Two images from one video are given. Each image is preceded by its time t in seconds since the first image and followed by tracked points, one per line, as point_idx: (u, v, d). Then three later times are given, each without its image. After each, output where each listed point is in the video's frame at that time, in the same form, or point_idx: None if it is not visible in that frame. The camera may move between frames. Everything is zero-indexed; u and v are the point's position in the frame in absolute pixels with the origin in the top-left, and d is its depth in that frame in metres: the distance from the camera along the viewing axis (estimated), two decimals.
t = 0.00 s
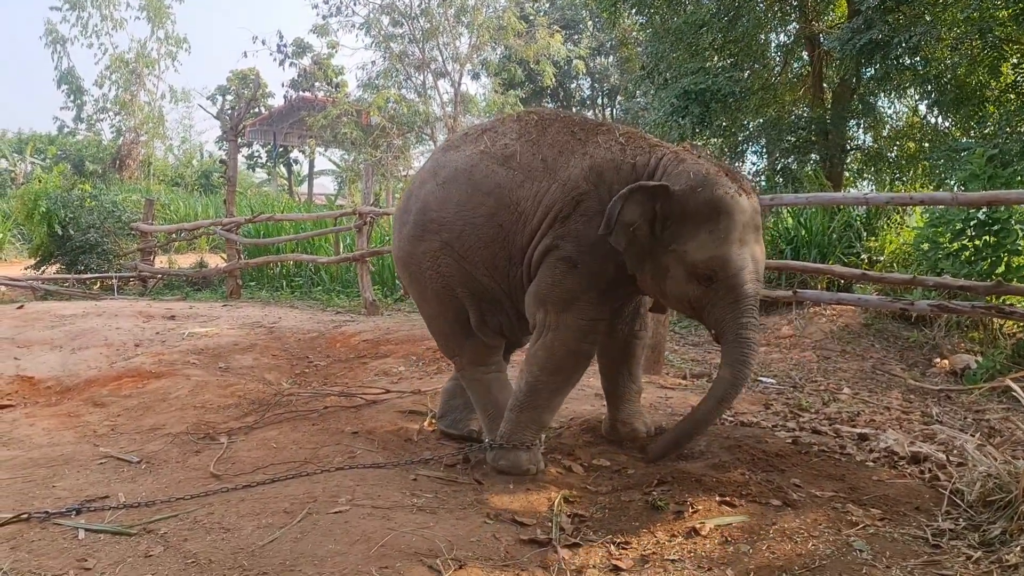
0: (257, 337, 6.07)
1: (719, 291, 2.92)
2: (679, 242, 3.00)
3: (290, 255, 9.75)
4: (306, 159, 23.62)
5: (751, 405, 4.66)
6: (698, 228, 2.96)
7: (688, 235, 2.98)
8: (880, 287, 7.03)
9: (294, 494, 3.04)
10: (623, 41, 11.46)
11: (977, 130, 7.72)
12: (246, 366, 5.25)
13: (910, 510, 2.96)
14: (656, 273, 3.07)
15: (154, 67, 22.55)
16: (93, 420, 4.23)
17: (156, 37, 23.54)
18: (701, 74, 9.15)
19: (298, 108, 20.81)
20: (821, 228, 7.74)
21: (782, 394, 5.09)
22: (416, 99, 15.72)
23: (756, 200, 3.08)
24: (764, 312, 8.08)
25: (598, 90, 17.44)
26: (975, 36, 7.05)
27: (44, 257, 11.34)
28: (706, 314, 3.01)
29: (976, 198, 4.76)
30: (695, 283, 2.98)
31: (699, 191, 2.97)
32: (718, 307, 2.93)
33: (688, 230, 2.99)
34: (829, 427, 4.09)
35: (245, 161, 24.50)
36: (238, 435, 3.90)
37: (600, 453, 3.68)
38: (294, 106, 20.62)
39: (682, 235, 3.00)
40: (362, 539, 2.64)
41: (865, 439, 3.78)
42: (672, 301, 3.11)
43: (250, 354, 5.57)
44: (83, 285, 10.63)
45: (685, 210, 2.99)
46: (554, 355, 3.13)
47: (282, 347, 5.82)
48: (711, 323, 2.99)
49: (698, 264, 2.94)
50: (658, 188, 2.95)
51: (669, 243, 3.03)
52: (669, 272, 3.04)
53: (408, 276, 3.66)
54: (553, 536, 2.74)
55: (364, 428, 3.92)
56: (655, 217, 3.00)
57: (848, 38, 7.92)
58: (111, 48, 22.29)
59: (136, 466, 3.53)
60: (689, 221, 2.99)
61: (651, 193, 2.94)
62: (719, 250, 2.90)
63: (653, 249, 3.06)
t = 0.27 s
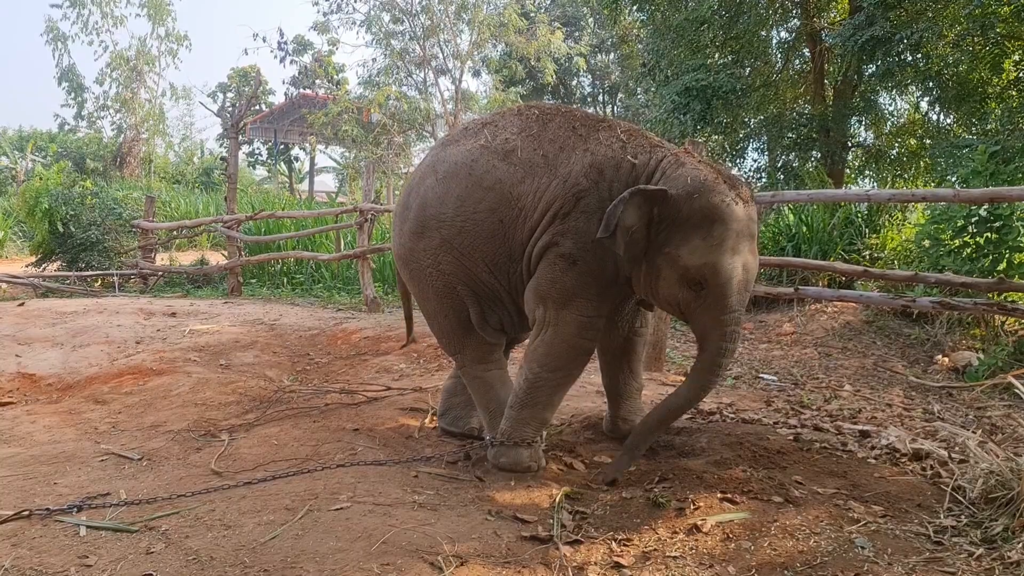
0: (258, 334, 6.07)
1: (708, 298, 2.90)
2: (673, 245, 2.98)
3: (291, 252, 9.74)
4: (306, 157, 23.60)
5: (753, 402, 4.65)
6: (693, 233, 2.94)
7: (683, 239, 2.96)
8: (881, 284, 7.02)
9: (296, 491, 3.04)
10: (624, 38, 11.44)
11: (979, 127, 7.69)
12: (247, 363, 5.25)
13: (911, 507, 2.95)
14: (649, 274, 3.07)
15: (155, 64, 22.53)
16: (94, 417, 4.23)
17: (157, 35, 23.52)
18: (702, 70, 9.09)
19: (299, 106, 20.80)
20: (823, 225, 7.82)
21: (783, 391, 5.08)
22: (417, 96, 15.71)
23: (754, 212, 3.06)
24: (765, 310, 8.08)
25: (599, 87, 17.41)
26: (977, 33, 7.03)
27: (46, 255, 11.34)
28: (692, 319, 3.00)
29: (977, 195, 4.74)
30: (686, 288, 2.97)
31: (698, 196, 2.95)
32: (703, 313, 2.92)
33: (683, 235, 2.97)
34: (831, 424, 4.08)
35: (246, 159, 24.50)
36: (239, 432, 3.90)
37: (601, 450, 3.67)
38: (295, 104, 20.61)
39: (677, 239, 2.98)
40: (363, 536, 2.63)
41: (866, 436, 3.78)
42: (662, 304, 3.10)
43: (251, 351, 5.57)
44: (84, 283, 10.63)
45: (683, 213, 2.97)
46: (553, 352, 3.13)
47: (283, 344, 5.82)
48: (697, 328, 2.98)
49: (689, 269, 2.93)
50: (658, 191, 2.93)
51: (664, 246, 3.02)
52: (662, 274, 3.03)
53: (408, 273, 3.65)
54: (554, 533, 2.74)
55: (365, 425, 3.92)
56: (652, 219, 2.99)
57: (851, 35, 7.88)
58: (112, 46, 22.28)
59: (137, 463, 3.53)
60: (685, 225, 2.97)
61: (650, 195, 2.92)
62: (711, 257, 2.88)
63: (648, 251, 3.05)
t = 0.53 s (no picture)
0: (259, 332, 6.07)
1: (719, 296, 2.95)
2: (681, 245, 2.99)
3: (291, 250, 9.74)
4: (307, 155, 23.60)
5: (753, 399, 4.65)
6: (701, 233, 2.96)
7: (691, 238, 2.97)
8: (882, 282, 7.02)
9: (296, 489, 3.04)
10: (624, 36, 11.43)
11: (980, 124, 7.66)
12: (248, 360, 5.25)
13: (912, 504, 2.95)
14: (657, 274, 3.07)
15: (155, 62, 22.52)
16: (95, 415, 4.23)
17: (157, 32, 23.50)
18: (702, 68, 9.11)
19: (299, 103, 20.78)
20: (823, 222, 7.79)
21: (784, 389, 5.09)
22: (418, 94, 15.69)
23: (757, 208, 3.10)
24: (765, 307, 8.07)
25: (600, 85, 17.38)
26: (978, 30, 7.02)
27: (47, 253, 11.35)
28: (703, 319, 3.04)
29: (977, 192, 4.74)
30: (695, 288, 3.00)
31: (704, 196, 2.97)
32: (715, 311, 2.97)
33: (691, 234, 2.98)
34: (831, 422, 4.08)
35: (247, 157, 24.50)
36: (239, 429, 3.90)
37: (602, 447, 3.68)
38: (296, 102, 20.59)
39: (685, 239, 2.99)
40: (364, 533, 2.64)
41: (867, 433, 3.78)
42: (670, 304, 3.12)
43: (251, 349, 5.57)
44: (84, 281, 10.64)
45: (690, 213, 2.98)
46: (553, 350, 3.14)
47: (284, 342, 5.83)
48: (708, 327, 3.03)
49: (700, 268, 2.94)
50: (665, 190, 2.94)
51: (672, 246, 3.02)
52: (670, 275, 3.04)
53: (407, 270, 3.64)
54: (555, 530, 2.74)
55: (365, 422, 3.92)
56: (659, 219, 3.00)
57: (851, 31, 7.84)
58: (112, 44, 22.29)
59: (138, 460, 3.53)
60: (692, 224, 2.98)
61: (657, 194, 2.92)
62: (721, 255, 2.91)
63: (655, 251, 3.06)
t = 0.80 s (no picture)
0: (259, 330, 6.08)
1: (735, 295, 3.06)
2: (695, 248, 3.06)
3: (291, 248, 9.74)
4: (308, 153, 23.59)
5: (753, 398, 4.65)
6: (714, 236, 3.03)
7: (703, 242, 3.04)
8: (882, 280, 7.02)
9: (296, 487, 3.04)
10: (625, 35, 11.42)
11: (981, 122, 7.65)
12: (248, 359, 5.26)
13: (912, 503, 2.95)
14: (672, 278, 3.14)
15: (156, 60, 22.51)
16: (95, 413, 4.24)
17: (157, 31, 23.49)
18: (704, 66, 9.09)
19: (300, 102, 20.77)
20: (823, 221, 7.80)
21: (784, 387, 5.09)
22: (419, 93, 15.69)
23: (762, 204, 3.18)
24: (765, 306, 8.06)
25: (601, 84, 17.35)
26: (979, 28, 7.01)
27: (47, 251, 11.36)
28: (719, 319, 3.16)
29: (977, 190, 4.74)
30: (710, 289, 3.10)
31: (715, 200, 3.03)
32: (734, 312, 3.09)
33: (704, 237, 3.04)
34: (831, 420, 4.08)
35: (247, 156, 24.49)
36: (240, 428, 3.91)
37: (602, 446, 3.68)
38: (296, 100, 20.58)
39: (698, 242, 3.06)
40: (363, 532, 2.64)
41: (867, 432, 3.78)
42: (683, 305, 3.20)
43: (252, 347, 5.57)
44: (85, 279, 10.65)
45: (701, 217, 3.04)
46: (554, 349, 3.15)
47: (284, 340, 5.83)
48: (725, 326, 3.15)
49: (716, 270, 3.03)
50: (676, 196, 2.99)
51: (684, 249, 3.09)
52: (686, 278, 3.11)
53: (405, 270, 3.63)
54: (555, 529, 2.74)
55: (365, 421, 3.92)
56: (671, 224, 3.05)
57: (852, 30, 7.83)
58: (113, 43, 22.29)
59: (138, 459, 3.54)
60: (704, 228, 3.04)
61: (670, 201, 2.97)
62: (737, 255, 2.99)
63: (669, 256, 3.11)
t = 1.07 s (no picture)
0: (260, 329, 6.08)
1: (742, 294, 3.11)
2: (704, 248, 3.09)
3: (292, 247, 9.74)
4: (308, 152, 23.59)
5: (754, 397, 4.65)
6: (723, 236, 3.06)
7: (712, 242, 3.07)
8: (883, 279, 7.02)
9: (297, 487, 3.04)
10: (625, 33, 11.41)
11: (982, 121, 7.64)
12: (249, 358, 5.26)
13: (913, 502, 2.95)
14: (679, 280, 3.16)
15: (156, 59, 22.51)
16: (96, 413, 4.24)
17: (158, 30, 23.48)
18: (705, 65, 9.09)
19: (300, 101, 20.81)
20: (824, 220, 7.84)
21: (785, 386, 5.09)
22: (419, 91, 15.69)
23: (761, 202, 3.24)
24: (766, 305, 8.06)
25: (602, 82, 17.33)
26: (981, 26, 7.01)
27: (48, 250, 11.36)
28: (726, 317, 3.21)
29: (978, 189, 4.73)
30: (718, 289, 3.14)
31: (724, 201, 3.04)
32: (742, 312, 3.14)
33: (711, 238, 3.07)
34: (832, 420, 4.08)
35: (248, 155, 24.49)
36: (240, 427, 3.91)
37: (602, 445, 3.68)
38: (297, 99, 20.57)
39: (706, 243, 3.08)
40: (364, 531, 2.64)
41: (868, 431, 3.77)
42: (689, 304, 3.24)
43: (253, 346, 5.57)
44: (86, 278, 10.65)
45: (710, 219, 3.05)
46: (555, 349, 3.14)
47: (285, 340, 5.83)
48: (730, 325, 3.20)
49: (725, 270, 3.07)
50: (687, 197, 2.99)
51: (693, 249, 3.11)
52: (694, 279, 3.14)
53: (406, 268, 3.62)
54: (555, 528, 2.74)
55: (366, 420, 3.92)
56: (681, 225, 3.06)
57: (852, 29, 7.82)
58: (114, 42, 22.29)
59: (139, 458, 3.54)
60: (713, 229, 3.06)
61: (682, 203, 2.97)
62: (745, 256, 3.04)
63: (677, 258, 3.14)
